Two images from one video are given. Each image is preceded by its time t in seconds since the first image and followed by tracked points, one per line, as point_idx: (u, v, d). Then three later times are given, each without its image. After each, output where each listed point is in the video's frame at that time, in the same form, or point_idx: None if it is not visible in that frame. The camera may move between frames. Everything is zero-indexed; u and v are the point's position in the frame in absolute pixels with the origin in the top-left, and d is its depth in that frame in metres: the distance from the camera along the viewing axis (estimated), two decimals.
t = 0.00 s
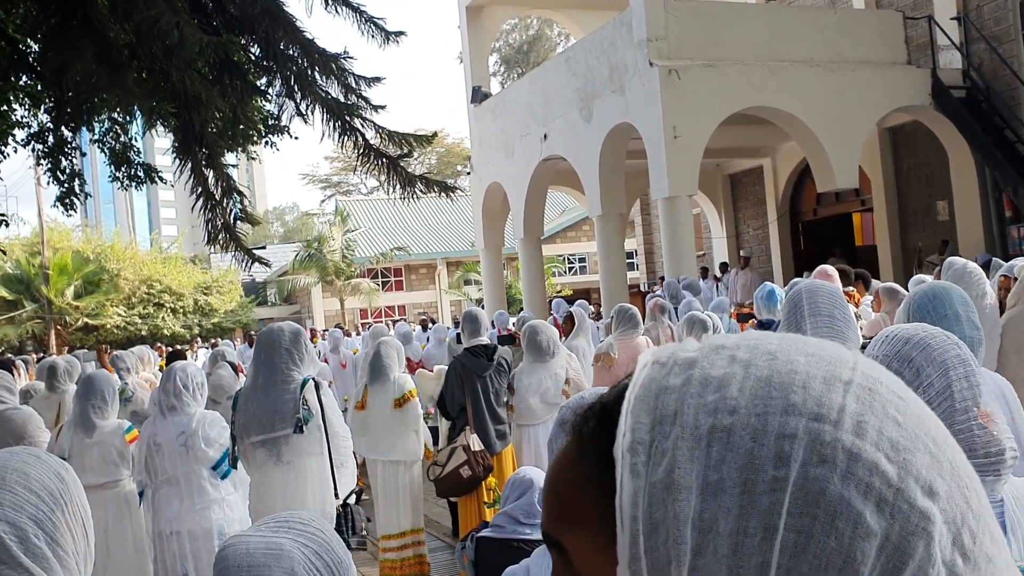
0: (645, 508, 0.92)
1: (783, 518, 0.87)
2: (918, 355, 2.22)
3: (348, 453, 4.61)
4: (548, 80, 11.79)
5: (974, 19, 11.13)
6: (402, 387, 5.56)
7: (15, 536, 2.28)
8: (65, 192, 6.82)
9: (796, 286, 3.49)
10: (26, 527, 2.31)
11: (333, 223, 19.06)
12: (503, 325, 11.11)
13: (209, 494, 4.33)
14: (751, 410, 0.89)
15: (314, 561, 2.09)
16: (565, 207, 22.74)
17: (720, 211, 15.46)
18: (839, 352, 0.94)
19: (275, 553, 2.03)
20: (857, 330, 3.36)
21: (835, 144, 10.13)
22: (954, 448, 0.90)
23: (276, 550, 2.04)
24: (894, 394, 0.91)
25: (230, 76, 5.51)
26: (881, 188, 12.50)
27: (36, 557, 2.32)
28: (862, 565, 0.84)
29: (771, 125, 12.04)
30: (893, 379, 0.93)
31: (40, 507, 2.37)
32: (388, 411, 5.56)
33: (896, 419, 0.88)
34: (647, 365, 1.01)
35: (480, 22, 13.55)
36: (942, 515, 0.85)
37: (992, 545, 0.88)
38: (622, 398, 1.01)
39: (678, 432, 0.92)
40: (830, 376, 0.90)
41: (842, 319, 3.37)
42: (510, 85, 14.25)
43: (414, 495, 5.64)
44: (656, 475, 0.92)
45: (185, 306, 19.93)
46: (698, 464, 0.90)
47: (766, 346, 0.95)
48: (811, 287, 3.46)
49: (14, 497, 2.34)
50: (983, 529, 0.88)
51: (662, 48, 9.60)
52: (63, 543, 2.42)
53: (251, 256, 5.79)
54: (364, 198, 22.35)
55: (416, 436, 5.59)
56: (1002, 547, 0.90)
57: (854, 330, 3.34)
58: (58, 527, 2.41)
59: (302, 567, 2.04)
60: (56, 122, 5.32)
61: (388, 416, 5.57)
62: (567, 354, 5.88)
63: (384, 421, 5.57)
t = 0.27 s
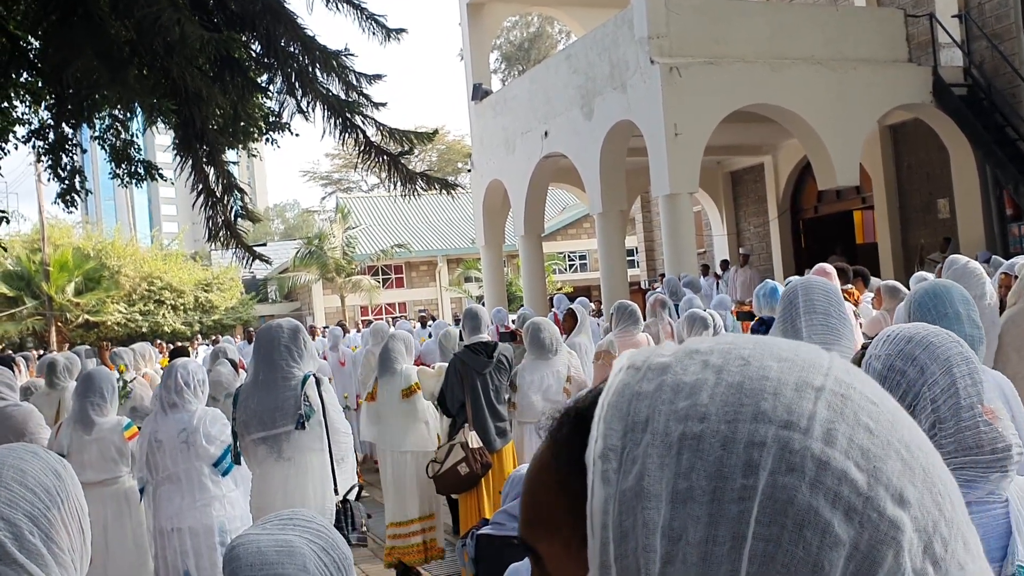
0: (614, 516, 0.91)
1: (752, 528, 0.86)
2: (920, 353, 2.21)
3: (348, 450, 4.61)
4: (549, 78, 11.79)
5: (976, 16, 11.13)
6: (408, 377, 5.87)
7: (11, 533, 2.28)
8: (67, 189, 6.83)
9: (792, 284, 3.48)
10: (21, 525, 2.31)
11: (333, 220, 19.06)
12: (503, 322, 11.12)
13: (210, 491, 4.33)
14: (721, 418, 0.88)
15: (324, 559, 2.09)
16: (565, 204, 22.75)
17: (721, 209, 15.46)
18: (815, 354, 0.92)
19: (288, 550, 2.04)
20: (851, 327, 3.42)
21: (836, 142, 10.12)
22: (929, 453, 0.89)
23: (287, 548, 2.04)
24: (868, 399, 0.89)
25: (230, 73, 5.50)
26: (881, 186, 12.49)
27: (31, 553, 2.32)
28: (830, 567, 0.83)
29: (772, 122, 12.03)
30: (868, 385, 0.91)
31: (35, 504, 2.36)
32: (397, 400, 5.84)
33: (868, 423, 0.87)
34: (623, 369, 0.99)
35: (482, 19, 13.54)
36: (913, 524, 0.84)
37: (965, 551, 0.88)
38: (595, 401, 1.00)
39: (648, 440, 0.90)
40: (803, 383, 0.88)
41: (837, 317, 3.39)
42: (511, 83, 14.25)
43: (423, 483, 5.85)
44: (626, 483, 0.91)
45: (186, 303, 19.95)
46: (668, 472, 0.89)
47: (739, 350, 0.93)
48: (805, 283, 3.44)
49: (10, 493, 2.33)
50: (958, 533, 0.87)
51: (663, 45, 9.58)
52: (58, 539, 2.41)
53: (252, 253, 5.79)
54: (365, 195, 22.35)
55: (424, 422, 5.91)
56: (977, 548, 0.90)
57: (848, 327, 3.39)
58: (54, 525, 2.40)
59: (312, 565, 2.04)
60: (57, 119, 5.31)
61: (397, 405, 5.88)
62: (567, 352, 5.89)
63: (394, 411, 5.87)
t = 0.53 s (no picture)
0: (568, 534, 0.95)
1: (702, 546, 0.90)
2: (922, 355, 2.07)
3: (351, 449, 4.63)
4: (550, 79, 11.79)
5: (977, 18, 11.15)
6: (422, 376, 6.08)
7: (12, 533, 2.30)
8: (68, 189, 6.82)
9: (786, 287, 3.41)
10: (21, 523, 2.32)
11: (334, 221, 19.06)
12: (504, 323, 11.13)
13: (211, 491, 4.34)
14: (673, 436, 0.92)
15: (325, 560, 2.09)
16: (566, 205, 22.75)
17: (722, 210, 15.46)
18: (762, 369, 0.96)
19: (285, 551, 2.03)
20: (847, 329, 3.32)
21: (837, 143, 10.13)
22: (874, 465, 0.95)
23: (284, 549, 2.04)
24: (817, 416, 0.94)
25: (231, 74, 5.48)
26: (882, 187, 12.49)
27: (33, 554, 2.34)
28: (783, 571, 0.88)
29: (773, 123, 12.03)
30: (816, 403, 0.95)
31: (36, 504, 2.38)
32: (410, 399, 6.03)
33: (816, 440, 0.92)
34: (577, 384, 1.03)
35: (483, 20, 13.54)
36: (852, 533, 0.90)
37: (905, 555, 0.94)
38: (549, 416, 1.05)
39: (603, 456, 0.94)
40: (752, 401, 0.93)
41: (834, 319, 3.31)
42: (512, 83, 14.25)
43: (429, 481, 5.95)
44: (580, 502, 0.94)
45: (186, 302, 19.96)
46: (621, 491, 0.93)
47: (692, 366, 0.97)
48: (802, 286, 3.38)
49: (12, 494, 2.35)
50: (898, 541, 0.94)
51: (664, 46, 9.56)
52: (59, 540, 2.42)
53: (253, 253, 5.79)
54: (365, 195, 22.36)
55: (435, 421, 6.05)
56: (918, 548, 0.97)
57: (844, 329, 3.30)
58: (55, 526, 2.42)
59: (312, 566, 2.04)
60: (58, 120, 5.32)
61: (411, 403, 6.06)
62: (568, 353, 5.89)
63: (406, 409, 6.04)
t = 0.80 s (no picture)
0: (496, 539, 0.95)
1: (620, 546, 0.88)
2: (923, 354, 2.02)
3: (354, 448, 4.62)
4: (553, 79, 11.80)
5: (980, 18, 11.17)
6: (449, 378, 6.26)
7: (25, 532, 2.30)
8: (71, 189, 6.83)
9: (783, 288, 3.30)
10: (34, 524, 2.32)
11: (337, 221, 19.08)
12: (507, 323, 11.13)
13: (215, 491, 4.34)
14: (594, 439, 0.91)
15: (336, 560, 2.00)
16: (569, 205, 22.76)
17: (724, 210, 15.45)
18: (684, 372, 0.96)
19: (295, 549, 1.96)
20: (845, 330, 3.23)
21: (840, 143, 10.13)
22: (796, 459, 0.94)
23: (295, 547, 1.96)
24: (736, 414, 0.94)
25: (234, 75, 5.43)
26: (885, 187, 12.48)
27: (46, 555, 2.34)
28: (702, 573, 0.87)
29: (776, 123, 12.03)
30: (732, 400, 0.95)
31: (49, 504, 2.38)
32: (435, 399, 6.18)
33: (734, 439, 0.91)
34: (509, 393, 1.02)
35: (485, 21, 13.55)
36: (778, 531, 0.89)
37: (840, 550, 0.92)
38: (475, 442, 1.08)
39: (528, 466, 0.94)
40: (670, 403, 0.92)
41: (833, 320, 3.20)
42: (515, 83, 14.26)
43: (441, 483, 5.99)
44: (506, 506, 0.94)
45: (189, 303, 19.98)
46: (545, 496, 0.92)
47: (615, 371, 0.96)
48: (800, 287, 3.27)
49: (26, 494, 2.35)
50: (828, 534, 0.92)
51: (667, 46, 9.58)
52: (69, 540, 2.42)
53: (255, 254, 5.79)
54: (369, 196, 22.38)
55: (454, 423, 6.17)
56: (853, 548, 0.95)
57: (843, 329, 3.19)
58: (66, 526, 2.42)
59: (323, 565, 1.96)
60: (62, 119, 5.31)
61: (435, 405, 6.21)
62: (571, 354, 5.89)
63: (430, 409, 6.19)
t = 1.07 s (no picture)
0: (432, 530, 0.93)
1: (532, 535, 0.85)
2: (923, 353, 2.03)
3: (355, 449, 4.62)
4: (557, 80, 11.81)
5: (984, 18, 11.17)
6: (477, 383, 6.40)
7: (59, 524, 2.44)
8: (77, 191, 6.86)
9: (784, 290, 3.28)
10: (68, 516, 2.45)
11: (341, 222, 19.12)
12: (512, 323, 11.14)
13: (220, 491, 4.37)
14: (517, 433, 0.88)
15: (345, 557, 1.87)
16: (573, 206, 22.79)
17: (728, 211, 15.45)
18: (621, 368, 0.92)
19: (304, 541, 1.84)
20: (847, 331, 3.21)
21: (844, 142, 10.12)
22: (721, 460, 0.86)
23: (304, 540, 1.85)
24: (652, 412, 0.87)
25: (239, 75, 5.53)
26: (889, 187, 12.47)
27: (76, 545, 2.48)
28: None
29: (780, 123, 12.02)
30: (651, 396, 0.88)
31: (82, 498, 2.51)
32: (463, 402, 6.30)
33: (641, 436, 0.85)
34: (473, 394, 0.98)
35: (489, 21, 13.56)
36: (673, 532, 0.82)
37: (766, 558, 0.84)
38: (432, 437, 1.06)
39: (461, 457, 0.91)
40: (590, 401, 0.87)
41: (834, 321, 3.18)
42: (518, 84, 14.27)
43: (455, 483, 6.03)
44: (440, 495, 0.92)
45: (194, 303, 20.04)
46: (473, 490, 0.89)
47: (551, 372, 0.92)
48: (801, 288, 3.25)
49: (62, 486, 2.48)
50: (753, 542, 0.84)
51: (671, 47, 9.61)
52: (100, 532, 2.56)
53: (260, 255, 5.80)
54: (373, 196, 22.42)
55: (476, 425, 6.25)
56: (790, 561, 0.86)
57: (845, 327, 3.18)
58: (98, 518, 2.56)
59: (331, 560, 1.83)
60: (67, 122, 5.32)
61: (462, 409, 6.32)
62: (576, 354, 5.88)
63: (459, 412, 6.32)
